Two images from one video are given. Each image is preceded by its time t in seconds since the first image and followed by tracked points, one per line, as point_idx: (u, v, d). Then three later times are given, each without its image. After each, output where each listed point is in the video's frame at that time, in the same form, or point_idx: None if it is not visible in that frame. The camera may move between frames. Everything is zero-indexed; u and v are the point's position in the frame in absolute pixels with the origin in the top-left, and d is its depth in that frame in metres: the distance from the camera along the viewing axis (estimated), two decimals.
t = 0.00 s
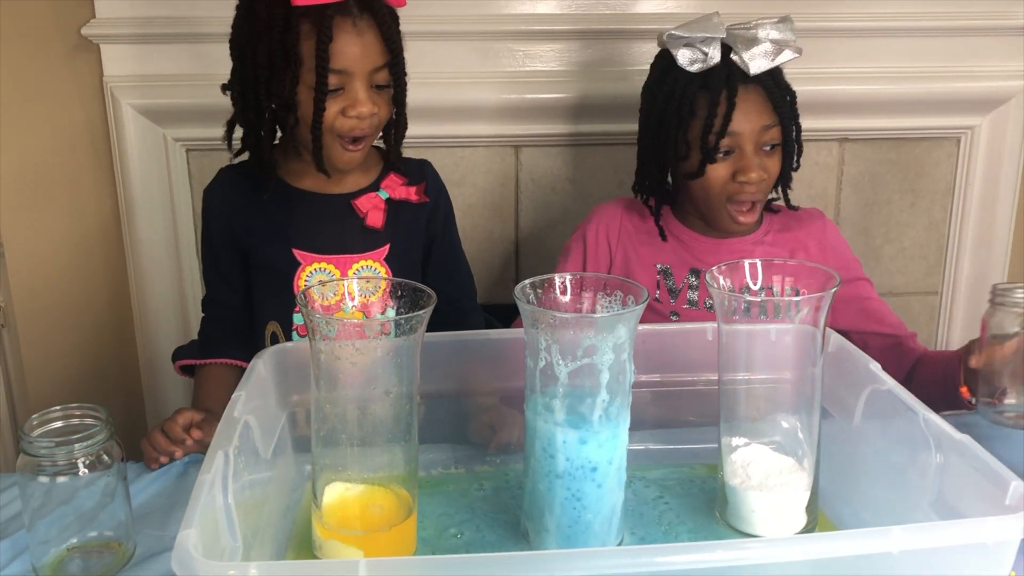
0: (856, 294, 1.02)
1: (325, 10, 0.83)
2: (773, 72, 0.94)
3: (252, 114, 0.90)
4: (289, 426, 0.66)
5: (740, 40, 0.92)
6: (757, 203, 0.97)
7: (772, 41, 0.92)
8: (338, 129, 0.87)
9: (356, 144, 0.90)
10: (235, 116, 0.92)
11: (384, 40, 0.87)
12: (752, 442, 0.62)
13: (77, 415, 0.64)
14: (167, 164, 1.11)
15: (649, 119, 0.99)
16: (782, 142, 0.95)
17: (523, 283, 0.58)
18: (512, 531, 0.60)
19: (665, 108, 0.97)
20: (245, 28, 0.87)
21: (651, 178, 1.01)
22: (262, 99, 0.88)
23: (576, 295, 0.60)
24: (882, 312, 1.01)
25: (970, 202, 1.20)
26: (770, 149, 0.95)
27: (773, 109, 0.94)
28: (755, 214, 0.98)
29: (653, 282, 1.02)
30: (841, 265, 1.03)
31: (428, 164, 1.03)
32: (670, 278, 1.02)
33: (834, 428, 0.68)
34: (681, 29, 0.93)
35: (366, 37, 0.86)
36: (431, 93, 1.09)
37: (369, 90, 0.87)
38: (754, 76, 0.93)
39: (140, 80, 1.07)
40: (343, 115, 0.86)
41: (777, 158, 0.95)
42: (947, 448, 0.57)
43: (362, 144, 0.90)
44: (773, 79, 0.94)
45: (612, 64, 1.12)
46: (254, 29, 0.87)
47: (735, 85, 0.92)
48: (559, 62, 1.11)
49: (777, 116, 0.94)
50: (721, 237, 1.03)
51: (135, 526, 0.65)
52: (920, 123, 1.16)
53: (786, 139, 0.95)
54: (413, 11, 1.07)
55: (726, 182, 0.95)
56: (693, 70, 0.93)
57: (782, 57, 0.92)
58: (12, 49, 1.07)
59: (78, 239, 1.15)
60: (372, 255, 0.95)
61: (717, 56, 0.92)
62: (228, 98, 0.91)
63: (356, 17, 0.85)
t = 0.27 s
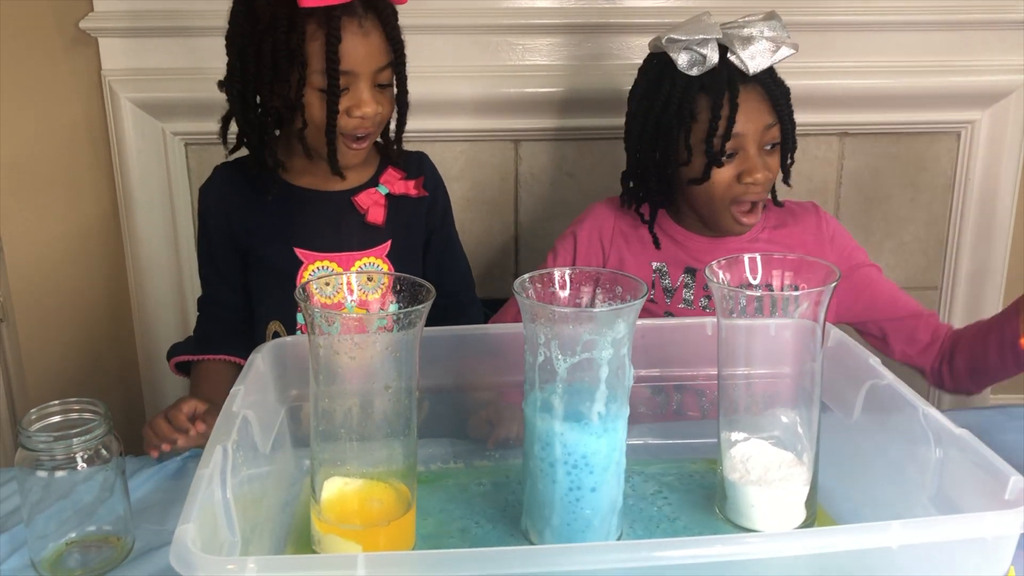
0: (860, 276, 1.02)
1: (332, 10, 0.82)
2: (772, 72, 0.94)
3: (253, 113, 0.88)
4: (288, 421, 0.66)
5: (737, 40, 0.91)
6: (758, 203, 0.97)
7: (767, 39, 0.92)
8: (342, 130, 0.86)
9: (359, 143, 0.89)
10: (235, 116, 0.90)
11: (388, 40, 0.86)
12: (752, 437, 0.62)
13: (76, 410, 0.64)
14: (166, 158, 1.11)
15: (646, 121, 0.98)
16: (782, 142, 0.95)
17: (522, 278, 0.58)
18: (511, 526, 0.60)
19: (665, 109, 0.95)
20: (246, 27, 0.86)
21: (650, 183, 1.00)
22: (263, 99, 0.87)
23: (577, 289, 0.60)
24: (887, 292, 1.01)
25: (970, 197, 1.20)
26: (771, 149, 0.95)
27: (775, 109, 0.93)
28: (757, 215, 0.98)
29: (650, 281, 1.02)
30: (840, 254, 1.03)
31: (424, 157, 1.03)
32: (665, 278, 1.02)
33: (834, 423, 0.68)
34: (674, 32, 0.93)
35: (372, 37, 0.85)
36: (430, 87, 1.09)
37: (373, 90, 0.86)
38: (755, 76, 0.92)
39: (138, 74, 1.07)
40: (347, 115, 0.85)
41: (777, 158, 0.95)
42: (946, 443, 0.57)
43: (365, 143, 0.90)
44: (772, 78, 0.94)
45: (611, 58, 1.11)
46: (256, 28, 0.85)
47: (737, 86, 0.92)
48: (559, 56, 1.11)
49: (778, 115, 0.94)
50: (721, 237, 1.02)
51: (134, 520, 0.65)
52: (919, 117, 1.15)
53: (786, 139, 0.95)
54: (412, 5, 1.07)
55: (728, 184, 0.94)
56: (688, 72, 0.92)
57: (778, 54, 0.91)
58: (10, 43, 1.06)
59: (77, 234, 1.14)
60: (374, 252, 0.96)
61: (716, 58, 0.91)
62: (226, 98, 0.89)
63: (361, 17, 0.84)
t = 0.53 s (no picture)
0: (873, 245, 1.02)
1: (335, 8, 0.81)
2: (776, 70, 0.93)
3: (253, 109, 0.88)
4: (288, 417, 0.66)
5: (742, 34, 0.91)
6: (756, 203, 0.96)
7: (776, 38, 0.91)
8: (341, 128, 0.86)
9: (359, 141, 0.89)
10: (234, 112, 0.89)
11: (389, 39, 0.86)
12: (753, 432, 0.62)
13: (75, 404, 0.64)
14: (165, 153, 1.10)
15: (649, 114, 0.98)
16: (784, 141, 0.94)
17: (523, 273, 0.58)
18: (511, 521, 0.60)
19: (666, 104, 0.95)
20: (247, 23, 0.85)
21: (649, 178, 1.00)
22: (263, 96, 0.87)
23: (577, 284, 0.60)
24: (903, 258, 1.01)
25: (971, 192, 1.20)
26: (772, 148, 0.94)
27: (776, 108, 0.92)
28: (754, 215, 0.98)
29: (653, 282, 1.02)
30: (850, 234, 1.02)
31: (424, 152, 1.03)
32: (669, 278, 1.02)
33: (835, 417, 0.68)
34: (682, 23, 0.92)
35: (374, 35, 0.84)
36: (430, 81, 1.08)
37: (375, 89, 0.86)
38: (755, 73, 0.92)
39: (137, 68, 1.07)
40: (348, 114, 0.85)
41: (778, 158, 0.94)
42: (948, 438, 0.57)
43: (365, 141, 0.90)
44: (776, 77, 0.93)
45: (612, 53, 1.11)
46: (257, 24, 0.84)
47: (736, 82, 0.91)
48: (559, 51, 1.11)
49: (780, 115, 0.93)
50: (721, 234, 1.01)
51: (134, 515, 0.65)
52: (921, 112, 1.15)
53: (789, 138, 0.94)
54: None
55: (722, 184, 0.94)
56: (694, 65, 0.92)
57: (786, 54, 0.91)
58: (8, 37, 1.06)
59: (76, 229, 1.14)
60: (375, 249, 0.96)
61: (716, 52, 0.91)
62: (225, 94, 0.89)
63: (364, 15, 0.84)
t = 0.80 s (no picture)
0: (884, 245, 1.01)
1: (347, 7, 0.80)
2: (774, 78, 0.91)
3: (260, 108, 0.88)
4: (289, 416, 0.66)
5: (737, 40, 0.90)
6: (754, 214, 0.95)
7: (772, 47, 0.89)
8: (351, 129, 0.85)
9: (368, 142, 0.89)
10: (240, 111, 0.89)
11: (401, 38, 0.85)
12: (756, 430, 0.62)
13: (76, 405, 0.64)
14: (166, 152, 1.10)
15: (658, 113, 0.97)
16: (781, 152, 0.92)
17: (524, 271, 0.58)
18: (513, 520, 0.60)
19: (671, 108, 0.95)
20: (255, 22, 0.84)
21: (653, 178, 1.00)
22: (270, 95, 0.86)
23: (579, 282, 0.59)
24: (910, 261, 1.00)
25: (973, 189, 1.19)
26: (768, 160, 0.91)
27: (769, 119, 0.90)
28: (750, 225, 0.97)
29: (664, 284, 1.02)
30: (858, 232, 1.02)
31: (427, 150, 1.03)
32: (680, 278, 1.02)
33: (837, 415, 0.68)
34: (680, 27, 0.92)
35: (386, 34, 0.84)
36: (430, 79, 1.08)
37: (385, 88, 0.85)
38: (748, 81, 0.90)
39: (137, 67, 1.07)
40: (359, 114, 0.84)
41: (774, 170, 0.92)
42: (950, 434, 0.56)
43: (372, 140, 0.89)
44: (774, 85, 0.91)
45: (613, 50, 1.11)
46: (268, 22, 0.83)
47: (726, 90, 0.90)
48: (560, 48, 1.10)
49: (774, 126, 0.90)
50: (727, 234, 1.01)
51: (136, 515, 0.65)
52: (923, 108, 1.15)
53: (786, 150, 0.91)
54: None
55: (713, 191, 0.93)
56: (689, 71, 0.92)
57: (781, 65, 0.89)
58: (8, 37, 1.06)
59: (77, 229, 1.14)
60: (379, 249, 0.96)
61: (707, 60, 0.91)
62: (233, 93, 0.88)
63: (376, 13, 0.83)
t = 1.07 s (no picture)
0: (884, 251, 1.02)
1: (361, 19, 0.81)
2: (769, 94, 0.91)
3: (272, 121, 0.88)
4: (289, 420, 0.66)
5: (731, 54, 0.90)
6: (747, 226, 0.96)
7: (766, 62, 0.89)
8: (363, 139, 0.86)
9: (380, 151, 0.89)
10: (251, 122, 0.89)
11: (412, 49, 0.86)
12: (751, 433, 0.62)
13: (78, 412, 0.64)
14: (167, 159, 1.11)
15: (663, 120, 0.98)
16: (773, 168, 0.92)
17: (520, 277, 0.58)
18: (511, 522, 0.60)
19: (674, 117, 0.96)
20: (267, 36, 0.84)
21: (654, 188, 1.01)
22: (281, 107, 0.86)
23: (575, 287, 0.60)
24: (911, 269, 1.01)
25: (970, 191, 1.20)
26: (759, 174, 0.92)
27: (759, 135, 0.90)
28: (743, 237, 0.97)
29: (665, 289, 1.02)
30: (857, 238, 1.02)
31: (432, 155, 1.04)
32: (682, 284, 1.02)
33: (833, 417, 0.68)
34: (678, 40, 0.92)
35: (397, 46, 0.84)
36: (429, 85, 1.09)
37: (396, 99, 0.86)
38: (740, 96, 0.90)
39: (138, 75, 1.07)
40: (371, 125, 0.84)
41: (767, 184, 0.92)
42: (944, 438, 0.57)
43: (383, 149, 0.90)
44: (769, 100, 0.91)
45: (612, 55, 1.12)
46: (281, 34, 0.83)
47: (718, 102, 0.91)
48: (558, 54, 1.11)
49: (763, 141, 0.91)
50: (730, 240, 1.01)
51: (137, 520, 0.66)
52: (920, 111, 1.15)
53: (777, 167, 0.91)
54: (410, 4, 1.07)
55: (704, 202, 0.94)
56: (683, 83, 0.92)
57: (773, 81, 0.89)
58: (10, 46, 1.07)
59: (79, 236, 1.15)
60: (387, 256, 0.97)
61: (703, 72, 0.91)
62: (244, 106, 0.89)
63: (387, 25, 0.83)
